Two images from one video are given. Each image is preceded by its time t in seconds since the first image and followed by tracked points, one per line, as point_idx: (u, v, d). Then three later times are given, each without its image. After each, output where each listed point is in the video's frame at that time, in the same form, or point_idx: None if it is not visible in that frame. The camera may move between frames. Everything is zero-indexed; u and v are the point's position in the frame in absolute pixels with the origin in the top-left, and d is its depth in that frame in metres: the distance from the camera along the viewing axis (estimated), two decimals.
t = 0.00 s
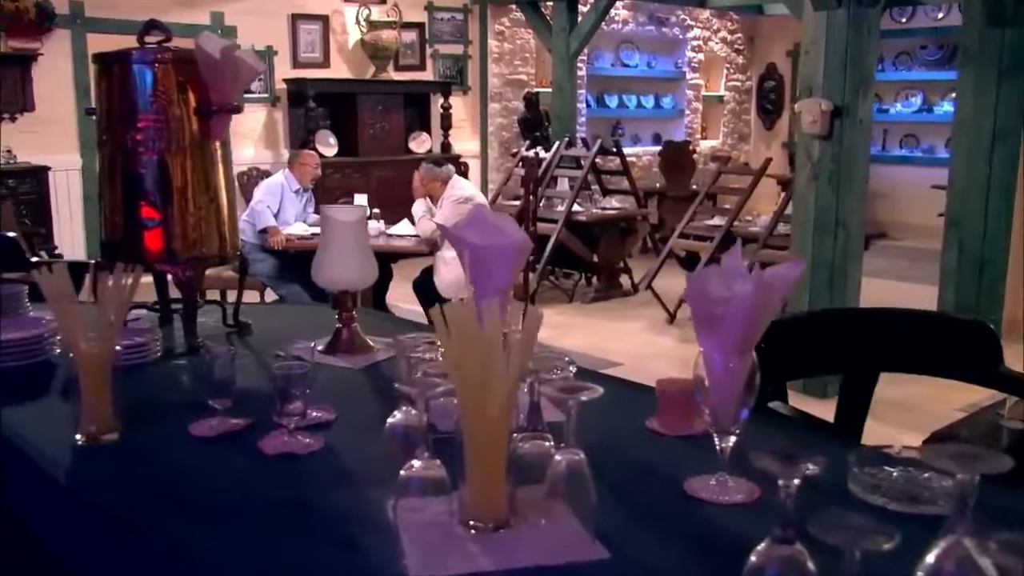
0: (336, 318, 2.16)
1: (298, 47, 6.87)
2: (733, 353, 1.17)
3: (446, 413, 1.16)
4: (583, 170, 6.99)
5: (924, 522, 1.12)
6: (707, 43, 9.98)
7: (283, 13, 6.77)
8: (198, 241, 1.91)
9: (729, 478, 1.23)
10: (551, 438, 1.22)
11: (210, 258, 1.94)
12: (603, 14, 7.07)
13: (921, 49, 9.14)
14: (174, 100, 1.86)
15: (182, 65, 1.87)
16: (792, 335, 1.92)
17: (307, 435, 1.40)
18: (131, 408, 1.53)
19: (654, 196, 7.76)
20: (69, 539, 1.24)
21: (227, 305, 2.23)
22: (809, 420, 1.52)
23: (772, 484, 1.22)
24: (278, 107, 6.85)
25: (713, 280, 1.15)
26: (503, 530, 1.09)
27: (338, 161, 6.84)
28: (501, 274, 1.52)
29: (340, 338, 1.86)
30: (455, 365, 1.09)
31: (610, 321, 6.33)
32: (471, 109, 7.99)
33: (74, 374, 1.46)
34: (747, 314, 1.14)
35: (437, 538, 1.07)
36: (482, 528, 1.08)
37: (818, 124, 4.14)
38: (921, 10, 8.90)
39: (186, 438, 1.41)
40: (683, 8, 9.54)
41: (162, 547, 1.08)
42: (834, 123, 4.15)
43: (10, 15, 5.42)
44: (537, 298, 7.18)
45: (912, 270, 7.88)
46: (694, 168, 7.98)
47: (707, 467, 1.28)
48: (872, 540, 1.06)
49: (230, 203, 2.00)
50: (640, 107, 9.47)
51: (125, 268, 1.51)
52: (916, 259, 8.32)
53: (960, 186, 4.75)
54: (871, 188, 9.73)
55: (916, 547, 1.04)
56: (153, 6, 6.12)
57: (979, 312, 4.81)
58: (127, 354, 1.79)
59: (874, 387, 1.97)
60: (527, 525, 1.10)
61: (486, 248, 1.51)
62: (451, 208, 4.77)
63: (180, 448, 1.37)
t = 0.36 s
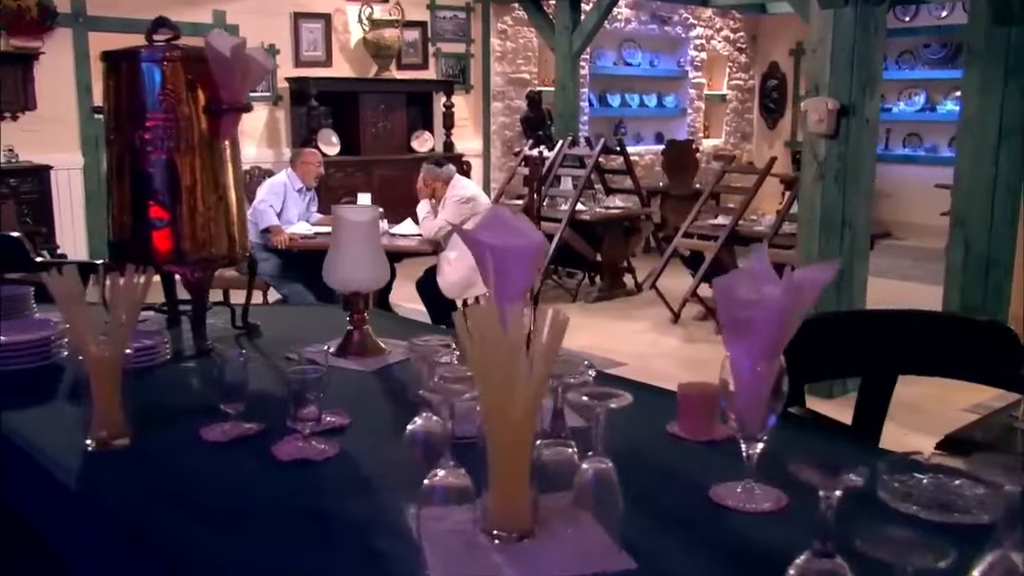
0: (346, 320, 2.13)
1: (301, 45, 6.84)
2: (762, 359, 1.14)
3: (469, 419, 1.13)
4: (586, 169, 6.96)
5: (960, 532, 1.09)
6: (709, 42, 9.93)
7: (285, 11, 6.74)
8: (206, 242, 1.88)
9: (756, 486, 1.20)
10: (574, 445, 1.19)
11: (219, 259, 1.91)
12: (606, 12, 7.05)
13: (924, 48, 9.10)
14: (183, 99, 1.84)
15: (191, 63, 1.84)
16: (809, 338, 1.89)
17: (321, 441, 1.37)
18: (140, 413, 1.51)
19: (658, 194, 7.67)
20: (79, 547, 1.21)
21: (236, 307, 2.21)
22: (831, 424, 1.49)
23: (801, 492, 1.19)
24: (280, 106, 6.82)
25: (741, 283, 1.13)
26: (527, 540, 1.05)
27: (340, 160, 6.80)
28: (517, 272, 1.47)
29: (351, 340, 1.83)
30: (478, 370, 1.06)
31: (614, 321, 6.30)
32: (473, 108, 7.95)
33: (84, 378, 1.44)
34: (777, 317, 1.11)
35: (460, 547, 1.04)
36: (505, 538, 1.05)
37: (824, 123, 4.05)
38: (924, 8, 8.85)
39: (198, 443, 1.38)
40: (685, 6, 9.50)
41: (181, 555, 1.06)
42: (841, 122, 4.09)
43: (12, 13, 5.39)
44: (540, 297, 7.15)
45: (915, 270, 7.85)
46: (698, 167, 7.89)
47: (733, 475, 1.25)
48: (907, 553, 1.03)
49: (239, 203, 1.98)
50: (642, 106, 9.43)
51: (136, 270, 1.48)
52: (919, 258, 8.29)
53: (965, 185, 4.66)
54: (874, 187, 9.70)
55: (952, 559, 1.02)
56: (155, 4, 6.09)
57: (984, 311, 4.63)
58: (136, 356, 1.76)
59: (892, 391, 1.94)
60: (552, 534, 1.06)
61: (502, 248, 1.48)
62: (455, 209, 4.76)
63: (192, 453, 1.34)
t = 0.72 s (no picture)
0: (358, 323, 2.11)
1: (303, 45, 6.81)
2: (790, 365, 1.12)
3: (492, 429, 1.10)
4: (591, 169, 6.93)
5: (996, 545, 1.05)
6: (713, 42, 9.89)
7: (288, 11, 6.71)
8: (216, 244, 1.86)
9: (784, 495, 1.17)
10: (597, 453, 1.17)
11: (229, 261, 1.89)
12: (610, 12, 7.02)
13: (929, 47, 9.07)
14: (193, 99, 1.81)
15: (201, 63, 1.82)
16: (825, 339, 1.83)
17: (336, 447, 1.34)
18: (151, 419, 1.48)
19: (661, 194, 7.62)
20: (91, 558, 1.19)
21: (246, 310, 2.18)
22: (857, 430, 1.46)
23: (829, 503, 1.16)
24: (283, 106, 6.80)
25: (769, 288, 1.10)
26: (552, 550, 1.02)
27: (343, 161, 6.77)
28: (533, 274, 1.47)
29: (363, 344, 1.81)
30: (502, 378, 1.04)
31: (618, 322, 6.27)
32: (476, 108, 7.93)
33: (95, 383, 1.41)
34: (809, 323, 1.09)
35: (483, 559, 1.01)
36: (530, 549, 1.02)
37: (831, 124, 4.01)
38: (929, 8, 8.81)
39: (212, 451, 1.35)
40: (689, 6, 9.46)
41: (198, 567, 1.03)
42: (848, 122, 4.04)
43: (14, 14, 5.35)
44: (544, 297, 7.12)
45: (920, 270, 7.81)
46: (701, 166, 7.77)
47: (759, 485, 1.22)
48: (942, 567, 1.00)
49: (249, 206, 1.95)
50: (646, 106, 9.39)
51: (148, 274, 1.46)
52: (923, 259, 8.25)
53: (972, 186, 4.57)
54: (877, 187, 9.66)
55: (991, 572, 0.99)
56: (157, 4, 6.04)
57: (990, 314, 4.58)
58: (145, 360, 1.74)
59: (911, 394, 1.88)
60: (576, 545, 1.03)
61: (519, 253, 1.45)
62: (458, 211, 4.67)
63: (205, 461, 1.32)
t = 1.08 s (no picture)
0: (371, 326, 2.08)
1: (308, 45, 6.78)
2: (822, 370, 1.09)
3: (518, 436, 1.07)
4: (596, 169, 6.90)
5: None
6: (717, 41, 9.85)
7: (293, 11, 6.69)
8: (227, 245, 1.83)
9: (814, 505, 1.14)
10: (625, 460, 1.14)
11: (240, 263, 1.86)
12: (615, 12, 6.98)
13: (933, 47, 9.03)
14: (204, 99, 1.79)
15: (212, 61, 1.79)
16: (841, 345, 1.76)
17: (354, 455, 1.31)
18: (165, 424, 1.46)
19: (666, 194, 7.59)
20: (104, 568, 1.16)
21: (257, 312, 2.16)
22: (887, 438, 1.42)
23: (861, 513, 1.13)
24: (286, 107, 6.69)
25: (800, 292, 1.08)
26: (580, 562, 0.99)
27: (347, 161, 6.74)
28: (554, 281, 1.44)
29: (376, 347, 1.78)
30: (528, 384, 1.01)
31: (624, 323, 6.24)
32: (481, 108, 7.90)
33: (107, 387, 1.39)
34: (843, 328, 1.06)
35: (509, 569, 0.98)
36: (557, 561, 0.99)
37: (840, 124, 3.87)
38: (934, 7, 8.77)
39: (227, 457, 1.33)
40: (693, 6, 9.42)
41: None
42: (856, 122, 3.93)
43: (19, 14, 5.33)
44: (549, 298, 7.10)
45: (925, 271, 7.78)
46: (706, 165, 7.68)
47: (789, 494, 1.19)
48: None
49: (261, 207, 1.93)
50: (650, 106, 9.36)
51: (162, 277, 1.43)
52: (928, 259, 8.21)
53: (980, 186, 4.38)
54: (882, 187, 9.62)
55: None
56: (161, 3, 6.00)
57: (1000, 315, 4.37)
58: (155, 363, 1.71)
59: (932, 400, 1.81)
60: (605, 555, 1.00)
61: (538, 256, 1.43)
62: (463, 214, 4.57)
63: (220, 469, 1.29)
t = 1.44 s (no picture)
0: (386, 328, 2.05)
1: (312, 45, 6.75)
2: (855, 374, 1.07)
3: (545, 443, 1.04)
4: (601, 169, 6.86)
5: None
6: (721, 41, 9.81)
7: (298, 11, 6.67)
8: (240, 246, 1.80)
9: (846, 514, 1.11)
10: (652, 469, 1.12)
11: (253, 265, 1.83)
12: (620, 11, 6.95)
13: (939, 47, 9.00)
14: (216, 99, 1.76)
15: (224, 61, 1.76)
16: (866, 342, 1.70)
17: (372, 462, 1.29)
18: (178, 430, 1.43)
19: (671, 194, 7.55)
20: None
21: (269, 314, 2.13)
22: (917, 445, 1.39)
23: (897, 523, 1.11)
24: (291, 106, 6.69)
25: (838, 299, 1.06)
26: None
27: (351, 162, 6.71)
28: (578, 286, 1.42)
29: (391, 351, 1.76)
30: (557, 392, 0.98)
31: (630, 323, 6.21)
32: (485, 109, 7.87)
33: (120, 394, 1.36)
34: (878, 333, 1.03)
35: None
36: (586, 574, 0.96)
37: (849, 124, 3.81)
38: (939, 7, 8.72)
39: (243, 465, 1.30)
40: (697, 6, 9.37)
41: None
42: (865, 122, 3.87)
43: (24, 14, 5.29)
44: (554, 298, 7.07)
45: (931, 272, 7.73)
46: (711, 165, 7.68)
47: (822, 504, 1.17)
48: None
49: (273, 209, 1.90)
50: (654, 106, 9.31)
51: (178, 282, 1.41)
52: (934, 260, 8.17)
53: (988, 186, 4.31)
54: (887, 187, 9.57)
55: None
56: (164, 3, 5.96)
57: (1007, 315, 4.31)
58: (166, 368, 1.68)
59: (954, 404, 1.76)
60: (636, 569, 0.98)
61: (561, 261, 1.41)
62: (468, 213, 4.57)
63: (236, 476, 1.27)
